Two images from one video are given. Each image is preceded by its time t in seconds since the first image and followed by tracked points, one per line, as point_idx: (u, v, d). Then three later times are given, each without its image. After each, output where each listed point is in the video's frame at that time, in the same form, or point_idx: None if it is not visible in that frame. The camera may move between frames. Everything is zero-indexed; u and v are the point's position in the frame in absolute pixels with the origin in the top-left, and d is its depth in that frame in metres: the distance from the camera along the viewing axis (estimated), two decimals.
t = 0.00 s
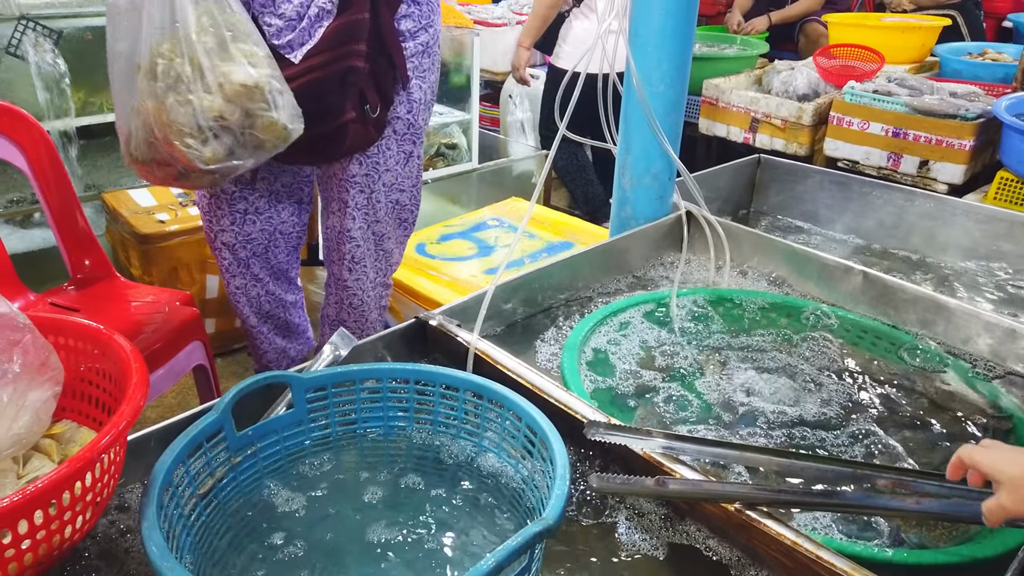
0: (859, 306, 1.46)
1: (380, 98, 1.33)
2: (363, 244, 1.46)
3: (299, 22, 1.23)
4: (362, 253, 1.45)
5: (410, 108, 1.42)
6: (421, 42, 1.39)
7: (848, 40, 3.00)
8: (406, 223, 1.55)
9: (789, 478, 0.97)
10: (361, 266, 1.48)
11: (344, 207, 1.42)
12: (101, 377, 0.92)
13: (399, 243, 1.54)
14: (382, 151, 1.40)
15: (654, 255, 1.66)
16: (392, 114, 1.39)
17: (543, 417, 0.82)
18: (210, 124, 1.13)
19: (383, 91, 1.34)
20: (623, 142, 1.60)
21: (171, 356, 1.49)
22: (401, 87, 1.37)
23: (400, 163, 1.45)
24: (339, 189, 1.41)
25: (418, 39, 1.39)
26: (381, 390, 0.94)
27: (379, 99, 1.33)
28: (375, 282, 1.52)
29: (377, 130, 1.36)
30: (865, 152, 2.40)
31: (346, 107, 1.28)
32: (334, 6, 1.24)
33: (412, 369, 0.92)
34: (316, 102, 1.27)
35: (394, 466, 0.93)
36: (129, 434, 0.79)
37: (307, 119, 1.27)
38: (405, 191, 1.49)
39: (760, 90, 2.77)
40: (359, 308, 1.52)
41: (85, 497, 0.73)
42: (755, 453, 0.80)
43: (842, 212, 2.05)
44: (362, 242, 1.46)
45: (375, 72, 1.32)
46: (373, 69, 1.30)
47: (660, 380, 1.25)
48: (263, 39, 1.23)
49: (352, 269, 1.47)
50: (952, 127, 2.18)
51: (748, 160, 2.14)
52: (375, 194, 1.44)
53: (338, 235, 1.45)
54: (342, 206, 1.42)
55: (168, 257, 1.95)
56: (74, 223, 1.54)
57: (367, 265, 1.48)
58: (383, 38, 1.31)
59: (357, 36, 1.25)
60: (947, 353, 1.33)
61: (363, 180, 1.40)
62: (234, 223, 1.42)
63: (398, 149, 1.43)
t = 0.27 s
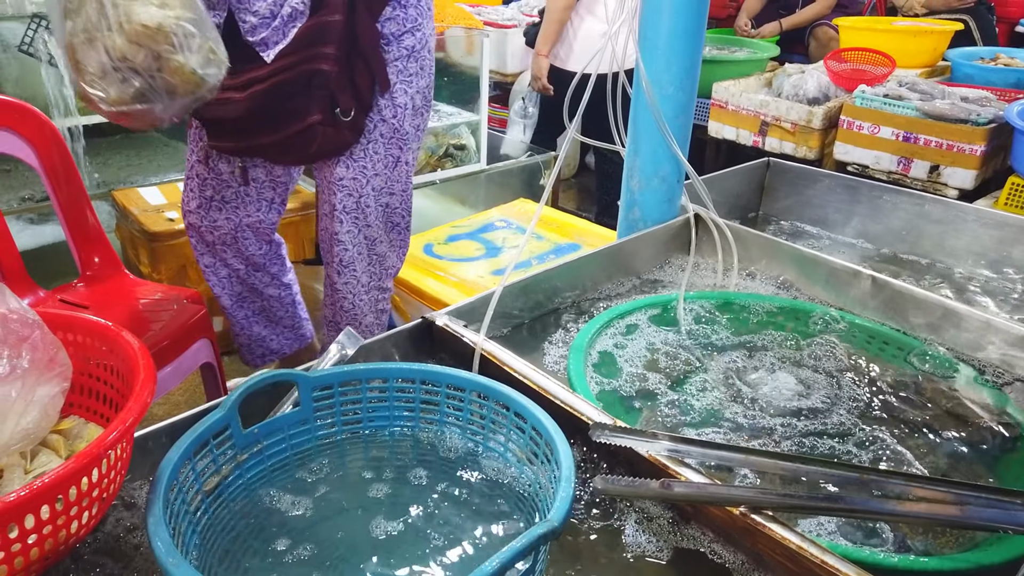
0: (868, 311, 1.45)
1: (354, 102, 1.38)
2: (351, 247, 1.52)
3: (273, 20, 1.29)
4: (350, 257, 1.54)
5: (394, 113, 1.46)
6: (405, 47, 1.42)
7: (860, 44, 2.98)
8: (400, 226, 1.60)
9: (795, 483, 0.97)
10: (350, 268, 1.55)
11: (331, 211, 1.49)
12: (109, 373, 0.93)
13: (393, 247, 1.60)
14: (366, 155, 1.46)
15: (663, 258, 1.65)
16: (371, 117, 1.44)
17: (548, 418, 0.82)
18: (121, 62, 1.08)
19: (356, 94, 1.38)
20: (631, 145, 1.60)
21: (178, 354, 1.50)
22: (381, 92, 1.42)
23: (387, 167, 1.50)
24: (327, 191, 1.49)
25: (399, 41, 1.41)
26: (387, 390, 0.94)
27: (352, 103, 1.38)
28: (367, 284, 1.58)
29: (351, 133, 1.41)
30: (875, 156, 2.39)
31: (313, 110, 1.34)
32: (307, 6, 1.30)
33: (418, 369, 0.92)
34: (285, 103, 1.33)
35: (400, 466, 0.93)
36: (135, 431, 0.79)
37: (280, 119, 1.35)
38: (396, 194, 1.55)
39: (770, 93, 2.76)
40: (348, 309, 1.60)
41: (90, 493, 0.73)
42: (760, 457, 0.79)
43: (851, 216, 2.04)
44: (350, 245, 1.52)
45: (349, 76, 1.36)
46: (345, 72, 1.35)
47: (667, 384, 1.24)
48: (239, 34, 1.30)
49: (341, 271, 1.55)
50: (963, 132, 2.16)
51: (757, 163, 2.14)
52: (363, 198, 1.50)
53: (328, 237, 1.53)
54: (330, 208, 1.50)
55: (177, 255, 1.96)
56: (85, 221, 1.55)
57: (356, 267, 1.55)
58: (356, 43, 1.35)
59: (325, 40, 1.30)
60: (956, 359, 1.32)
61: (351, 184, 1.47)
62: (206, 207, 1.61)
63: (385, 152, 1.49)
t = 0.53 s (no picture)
0: (873, 313, 1.45)
1: (308, 99, 1.33)
2: (323, 250, 1.48)
3: (222, 14, 1.26)
4: (321, 258, 1.48)
5: (358, 109, 1.39)
6: (365, 41, 1.34)
7: (866, 45, 2.97)
8: (376, 226, 1.55)
9: (799, 483, 0.96)
10: (324, 271, 1.50)
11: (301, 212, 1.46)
12: (113, 371, 0.93)
13: (371, 248, 1.55)
14: (333, 155, 1.41)
15: (667, 259, 1.65)
16: (331, 116, 1.38)
17: (551, 417, 0.82)
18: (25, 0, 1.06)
19: (311, 90, 1.33)
20: (636, 146, 1.60)
21: (183, 352, 1.50)
22: (340, 88, 1.35)
23: (356, 166, 1.44)
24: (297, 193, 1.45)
25: (360, 35, 1.34)
26: (390, 389, 0.94)
27: (306, 101, 1.32)
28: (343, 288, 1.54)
29: (307, 130, 1.35)
30: (881, 158, 2.38)
31: (261, 108, 1.30)
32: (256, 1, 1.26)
33: (421, 368, 0.92)
34: (235, 104, 1.31)
35: (403, 464, 0.93)
36: (138, 428, 0.79)
37: (231, 117, 1.33)
38: (368, 194, 1.49)
39: (776, 94, 2.75)
40: (326, 314, 1.56)
41: (94, 489, 0.73)
42: (763, 458, 0.79)
43: (857, 218, 2.04)
44: (323, 248, 1.48)
45: (304, 73, 1.32)
46: (297, 68, 1.30)
47: (671, 385, 1.24)
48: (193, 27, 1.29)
49: (315, 274, 1.51)
50: (970, 134, 2.16)
51: (763, 165, 2.13)
52: (334, 199, 1.45)
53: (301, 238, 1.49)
54: (302, 210, 1.46)
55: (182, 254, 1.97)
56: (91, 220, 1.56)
57: (329, 270, 1.50)
58: (309, 38, 1.30)
59: (274, 35, 1.26)
60: (962, 361, 1.31)
61: (320, 184, 1.43)
62: (184, 199, 1.66)
63: (354, 151, 1.43)
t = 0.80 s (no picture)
0: (880, 315, 1.44)
1: (228, 86, 1.38)
2: (279, 238, 1.56)
3: (141, 8, 1.32)
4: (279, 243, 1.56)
5: (286, 94, 1.45)
6: (285, 26, 1.40)
7: (873, 46, 2.96)
8: (329, 210, 1.62)
9: (806, 486, 0.96)
10: (283, 259, 1.58)
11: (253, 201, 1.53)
12: (120, 371, 0.93)
13: (327, 230, 1.63)
14: (273, 142, 1.47)
15: (673, 260, 1.65)
16: (260, 103, 1.44)
17: (557, 419, 0.82)
18: None
19: (234, 78, 1.39)
20: (642, 146, 1.59)
21: (189, 352, 1.51)
22: (263, 74, 1.41)
23: (297, 151, 1.51)
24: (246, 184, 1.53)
25: (277, 22, 1.40)
26: (396, 388, 0.94)
27: (226, 87, 1.37)
28: (306, 275, 1.62)
29: (233, 116, 1.41)
30: (888, 160, 2.37)
31: (180, 95, 1.35)
32: None
33: (427, 369, 0.91)
34: (156, 93, 1.37)
35: (409, 465, 0.93)
36: (145, 428, 0.79)
37: (152, 107, 1.39)
38: (315, 178, 1.56)
39: (783, 95, 2.74)
40: (295, 303, 1.64)
41: (100, 490, 0.73)
42: (770, 461, 0.79)
43: (863, 220, 2.03)
44: (278, 236, 1.55)
45: (220, 60, 1.37)
46: (219, 56, 1.36)
47: (678, 387, 1.24)
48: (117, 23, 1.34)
49: (275, 263, 1.59)
50: (978, 136, 2.15)
51: (769, 166, 2.13)
52: (282, 186, 1.51)
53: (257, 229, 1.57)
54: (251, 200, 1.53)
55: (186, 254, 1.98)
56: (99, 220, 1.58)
57: (288, 258, 1.58)
58: (227, 26, 1.35)
59: (184, 24, 1.32)
60: (970, 365, 1.30)
61: (265, 173, 1.50)
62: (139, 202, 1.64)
63: (293, 137, 1.50)
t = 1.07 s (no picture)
0: (885, 318, 1.44)
1: (180, 69, 1.41)
2: (260, 215, 1.58)
3: None
4: (260, 220, 1.58)
5: (244, 71, 1.47)
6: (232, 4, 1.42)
7: (879, 48, 2.95)
8: (308, 183, 1.63)
9: (811, 489, 0.96)
10: (267, 235, 1.60)
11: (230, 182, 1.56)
12: (127, 368, 0.93)
13: (310, 205, 1.64)
14: (241, 119, 1.50)
15: (678, 262, 1.65)
16: (220, 84, 1.47)
17: (563, 420, 0.82)
18: None
19: (187, 61, 1.42)
20: (648, 147, 1.59)
21: (195, 350, 1.51)
22: (215, 54, 1.44)
23: (266, 127, 1.53)
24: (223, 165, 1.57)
25: None
26: (401, 388, 0.94)
27: (177, 71, 1.41)
28: (293, 249, 1.63)
29: (190, 99, 1.45)
30: (893, 162, 2.37)
31: (134, 81, 1.40)
32: None
33: (433, 368, 0.91)
34: (115, 80, 1.42)
35: (415, 464, 0.93)
36: (152, 426, 0.80)
37: (114, 95, 1.44)
38: (289, 152, 1.57)
39: (788, 97, 2.74)
40: (286, 280, 1.66)
41: (107, 487, 0.73)
42: (775, 463, 0.79)
43: (868, 222, 2.03)
44: (259, 213, 1.58)
45: (171, 44, 1.41)
46: (168, 41, 1.40)
47: (682, 388, 1.24)
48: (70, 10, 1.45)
49: (259, 240, 1.61)
50: (983, 138, 2.14)
51: (774, 167, 2.13)
52: (256, 163, 1.54)
53: (237, 209, 1.60)
54: (229, 180, 1.56)
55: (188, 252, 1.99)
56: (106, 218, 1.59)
57: (272, 234, 1.60)
58: (174, 12, 1.39)
59: (131, 12, 1.37)
60: (975, 367, 1.30)
61: (237, 152, 1.53)
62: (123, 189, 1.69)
63: (259, 113, 1.52)
